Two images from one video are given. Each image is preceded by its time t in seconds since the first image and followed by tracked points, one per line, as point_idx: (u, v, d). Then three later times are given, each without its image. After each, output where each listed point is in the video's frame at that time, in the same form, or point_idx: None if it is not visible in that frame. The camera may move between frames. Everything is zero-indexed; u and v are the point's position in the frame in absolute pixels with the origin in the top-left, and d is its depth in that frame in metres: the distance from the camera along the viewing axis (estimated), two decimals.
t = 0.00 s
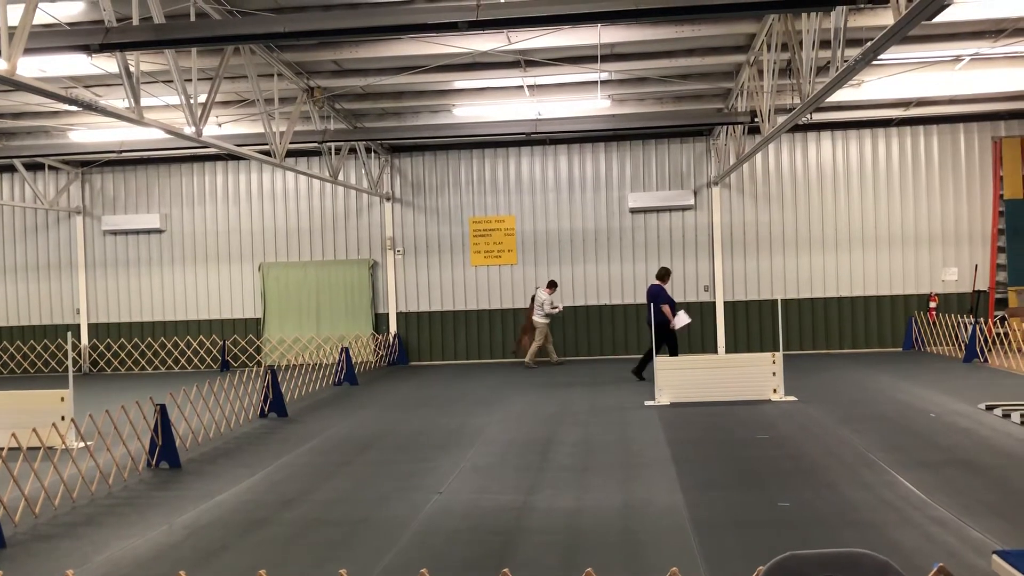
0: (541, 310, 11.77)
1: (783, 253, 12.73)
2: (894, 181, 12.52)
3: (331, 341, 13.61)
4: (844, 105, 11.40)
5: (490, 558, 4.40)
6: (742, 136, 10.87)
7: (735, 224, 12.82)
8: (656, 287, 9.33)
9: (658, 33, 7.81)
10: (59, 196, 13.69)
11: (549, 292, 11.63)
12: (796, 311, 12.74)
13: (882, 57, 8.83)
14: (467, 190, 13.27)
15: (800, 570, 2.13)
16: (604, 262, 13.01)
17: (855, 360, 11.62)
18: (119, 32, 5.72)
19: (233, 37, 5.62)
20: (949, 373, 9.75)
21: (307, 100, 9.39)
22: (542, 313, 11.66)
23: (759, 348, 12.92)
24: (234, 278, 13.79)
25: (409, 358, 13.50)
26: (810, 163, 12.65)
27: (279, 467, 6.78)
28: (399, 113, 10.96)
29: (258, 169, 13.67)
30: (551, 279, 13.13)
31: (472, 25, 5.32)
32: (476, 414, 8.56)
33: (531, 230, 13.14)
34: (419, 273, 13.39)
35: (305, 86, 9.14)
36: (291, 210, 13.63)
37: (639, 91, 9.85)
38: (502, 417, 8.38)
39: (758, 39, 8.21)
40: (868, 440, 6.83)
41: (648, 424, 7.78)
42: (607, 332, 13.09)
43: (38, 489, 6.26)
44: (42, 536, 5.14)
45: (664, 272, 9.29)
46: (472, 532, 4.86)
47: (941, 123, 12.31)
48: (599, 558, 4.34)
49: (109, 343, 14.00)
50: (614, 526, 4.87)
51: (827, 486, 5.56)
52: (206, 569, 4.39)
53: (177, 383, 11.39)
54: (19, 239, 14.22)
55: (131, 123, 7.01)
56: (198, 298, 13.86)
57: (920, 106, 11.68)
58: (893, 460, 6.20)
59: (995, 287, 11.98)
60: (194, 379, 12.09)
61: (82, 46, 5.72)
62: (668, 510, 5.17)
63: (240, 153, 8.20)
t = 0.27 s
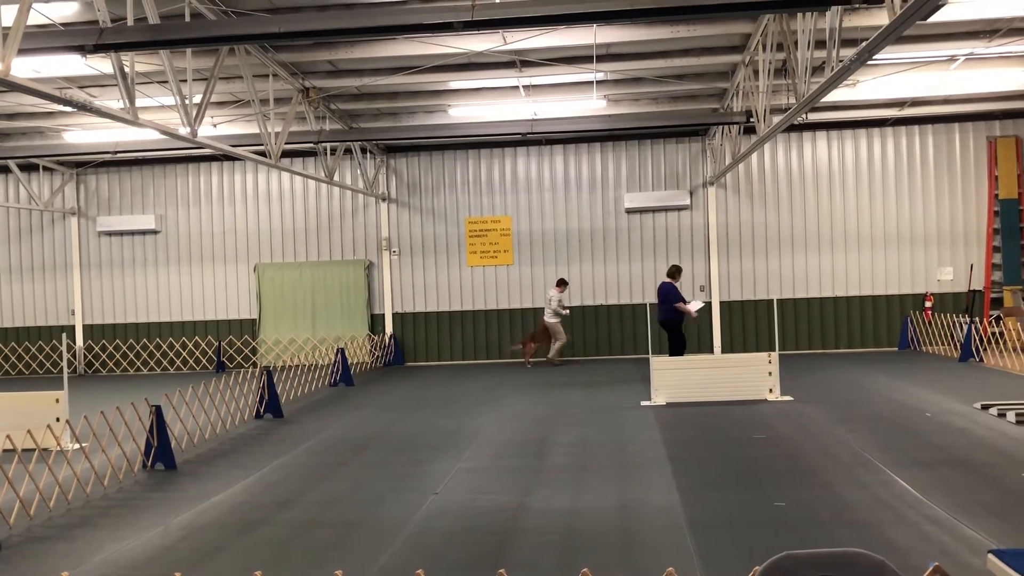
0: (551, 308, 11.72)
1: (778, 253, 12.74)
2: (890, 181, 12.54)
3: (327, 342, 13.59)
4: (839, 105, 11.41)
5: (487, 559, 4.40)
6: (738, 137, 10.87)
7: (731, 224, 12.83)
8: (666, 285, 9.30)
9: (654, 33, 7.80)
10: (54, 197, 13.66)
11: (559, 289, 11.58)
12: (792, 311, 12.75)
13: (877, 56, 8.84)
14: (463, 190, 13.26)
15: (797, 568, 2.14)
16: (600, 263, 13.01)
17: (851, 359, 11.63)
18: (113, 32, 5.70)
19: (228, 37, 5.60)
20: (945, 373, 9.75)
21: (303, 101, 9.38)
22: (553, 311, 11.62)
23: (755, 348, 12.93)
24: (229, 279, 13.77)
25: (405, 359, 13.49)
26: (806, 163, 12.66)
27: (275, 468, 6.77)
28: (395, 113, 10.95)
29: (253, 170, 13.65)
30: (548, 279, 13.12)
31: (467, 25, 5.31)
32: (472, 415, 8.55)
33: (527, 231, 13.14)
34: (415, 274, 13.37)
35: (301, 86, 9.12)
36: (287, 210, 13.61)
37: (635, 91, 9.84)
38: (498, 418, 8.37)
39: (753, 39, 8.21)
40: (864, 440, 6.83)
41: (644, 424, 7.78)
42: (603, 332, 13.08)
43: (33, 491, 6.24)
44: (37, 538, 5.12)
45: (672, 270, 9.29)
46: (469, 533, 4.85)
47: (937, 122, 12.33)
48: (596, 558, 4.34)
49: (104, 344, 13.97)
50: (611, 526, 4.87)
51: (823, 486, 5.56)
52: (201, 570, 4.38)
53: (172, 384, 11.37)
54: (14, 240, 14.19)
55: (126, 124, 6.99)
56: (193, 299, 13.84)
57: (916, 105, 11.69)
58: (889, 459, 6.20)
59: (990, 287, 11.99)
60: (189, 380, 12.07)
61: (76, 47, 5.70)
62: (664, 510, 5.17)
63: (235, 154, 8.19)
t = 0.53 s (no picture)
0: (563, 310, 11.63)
1: (773, 253, 12.76)
2: (884, 181, 12.56)
3: (322, 343, 13.58)
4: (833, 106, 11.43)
5: (482, 559, 4.40)
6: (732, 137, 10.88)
7: (726, 224, 12.84)
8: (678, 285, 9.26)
9: (649, 33, 7.81)
10: (48, 197, 13.62)
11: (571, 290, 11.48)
12: (786, 311, 12.77)
13: (872, 57, 8.85)
14: (458, 190, 13.26)
15: (793, 566, 2.16)
16: (595, 263, 13.02)
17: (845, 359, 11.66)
18: (108, 32, 5.69)
19: (223, 36, 5.59)
20: (939, 373, 9.78)
21: (298, 101, 9.37)
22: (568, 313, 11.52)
23: (750, 348, 12.95)
24: (224, 279, 13.75)
25: (400, 359, 13.49)
26: (801, 163, 12.68)
27: (270, 469, 6.76)
28: (390, 113, 10.94)
29: (248, 169, 13.63)
30: (543, 279, 13.12)
31: (463, 25, 5.31)
32: (468, 415, 8.55)
33: (522, 231, 13.14)
34: (410, 273, 13.37)
35: (296, 86, 9.11)
36: (282, 210, 13.59)
37: (630, 91, 9.85)
38: (493, 418, 8.37)
39: (748, 39, 8.23)
40: (858, 440, 6.85)
41: (639, 424, 7.78)
42: (598, 332, 13.10)
43: (27, 491, 6.23)
44: (31, 539, 5.11)
45: (682, 269, 9.27)
46: (464, 533, 4.85)
47: (931, 123, 12.36)
48: (591, 558, 4.35)
49: (98, 344, 13.94)
50: (606, 527, 4.87)
51: (818, 485, 5.57)
52: (196, 571, 4.37)
53: (167, 384, 11.36)
54: (8, 240, 14.15)
55: (121, 123, 6.98)
56: (188, 299, 13.81)
57: (909, 106, 11.73)
58: (884, 459, 6.22)
59: (984, 287, 12.03)
60: (184, 380, 12.06)
61: (71, 46, 5.69)
62: (660, 510, 5.17)
63: (230, 154, 8.17)
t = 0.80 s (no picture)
0: (574, 307, 11.56)
1: (767, 252, 12.78)
2: (878, 181, 12.58)
3: (316, 341, 13.56)
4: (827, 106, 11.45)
5: (476, 558, 4.39)
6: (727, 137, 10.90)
7: (720, 224, 12.85)
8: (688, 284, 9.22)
9: (644, 33, 7.80)
10: (41, 194, 13.58)
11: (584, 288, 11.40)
12: (780, 310, 12.79)
13: (866, 57, 8.87)
14: (452, 189, 13.25)
15: (786, 565, 2.19)
16: (589, 262, 13.02)
17: (839, 359, 11.68)
18: (101, 29, 5.67)
19: (217, 34, 5.58)
20: (932, 373, 9.79)
21: (292, 99, 9.35)
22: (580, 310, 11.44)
23: (744, 347, 12.96)
24: (218, 277, 13.73)
25: (394, 358, 13.47)
26: (795, 163, 12.70)
27: (263, 468, 6.74)
28: (384, 112, 10.92)
29: (242, 168, 13.60)
30: (537, 278, 13.12)
31: (457, 24, 5.31)
32: (462, 415, 8.54)
33: (517, 230, 13.13)
34: (404, 272, 13.36)
35: (290, 84, 9.09)
36: (276, 209, 13.56)
37: (625, 91, 9.85)
38: (487, 418, 8.36)
39: (743, 39, 8.23)
40: (852, 439, 6.85)
41: (633, 423, 7.78)
42: (593, 332, 13.10)
43: (19, 490, 6.20)
44: (22, 538, 5.09)
45: (694, 268, 9.26)
46: (457, 533, 4.84)
47: (925, 123, 12.40)
48: (584, 557, 4.34)
49: (92, 343, 13.90)
50: (599, 526, 4.86)
51: (812, 485, 5.58)
52: (188, 570, 4.35)
53: (160, 383, 11.32)
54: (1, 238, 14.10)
55: (114, 121, 6.95)
56: (182, 298, 13.78)
57: (903, 106, 11.75)
58: (877, 459, 6.23)
59: (978, 287, 12.06)
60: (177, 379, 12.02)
61: (63, 43, 5.66)
62: (653, 509, 5.17)
63: (224, 152, 8.15)
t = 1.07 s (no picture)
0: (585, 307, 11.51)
1: (761, 252, 12.80)
2: (872, 181, 12.61)
3: (310, 341, 13.54)
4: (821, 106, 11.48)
5: (469, 558, 4.39)
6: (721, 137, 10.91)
7: (714, 224, 12.87)
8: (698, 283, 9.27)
9: (638, 33, 7.81)
10: (34, 193, 13.54)
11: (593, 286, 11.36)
12: (774, 310, 12.81)
13: (860, 57, 8.89)
14: (447, 189, 13.25)
15: (779, 565, 2.20)
16: (583, 262, 13.03)
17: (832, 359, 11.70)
18: (94, 27, 5.65)
19: (211, 33, 5.57)
20: (925, 373, 9.82)
21: (286, 98, 9.33)
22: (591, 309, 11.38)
23: (738, 347, 12.98)
24: (211, 277, 13.70)
25: (388, 357, 13.46)
26: (789, 164, 12.72)
27: (256, 467, 6.73)
28: (379, 111, 10.92)
29: (236, 167, 13.58)
30: (531, 278, 13.12)
31: (451, 23, 5.31)
32: (455, 414, 8.54)
33: (511, 230, 13.13)
34: (398, 272, 13.35)
35: (284, 83, 9.08)
36: (270, 208, 13.54)
37: (619, 91, 9.85)
38: (480, 417, 8.36)
39: (737, 39, 8.24)
40: (845, 439, 6.87)
41: (627, 423, 7.79)
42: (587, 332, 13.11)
43: (10, 490, 6.18)
44: (13, 538, 5.07)
45: (702, 268, 9.31)
46: (451, 532, 4.84)
47: (918, 124, 12.44)
48: (577, 557, 4.34)
49: (84, 342, 13.85)
50: (592, 526, 4.87)
51: (804, 485, 5.59)
52: (180, 570, 4.34)
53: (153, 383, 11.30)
54: None
55: (107, 120, 6.93)
56: (175, 297, 13.75)
57: (897, 107, 11.78)
58: (870, 458, 6.24)
59: (971, 288, 12.10)
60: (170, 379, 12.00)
61: (56, 41, 5.64)
62: (646, 509, 5.17)
63: (218, 151, 8.13)
